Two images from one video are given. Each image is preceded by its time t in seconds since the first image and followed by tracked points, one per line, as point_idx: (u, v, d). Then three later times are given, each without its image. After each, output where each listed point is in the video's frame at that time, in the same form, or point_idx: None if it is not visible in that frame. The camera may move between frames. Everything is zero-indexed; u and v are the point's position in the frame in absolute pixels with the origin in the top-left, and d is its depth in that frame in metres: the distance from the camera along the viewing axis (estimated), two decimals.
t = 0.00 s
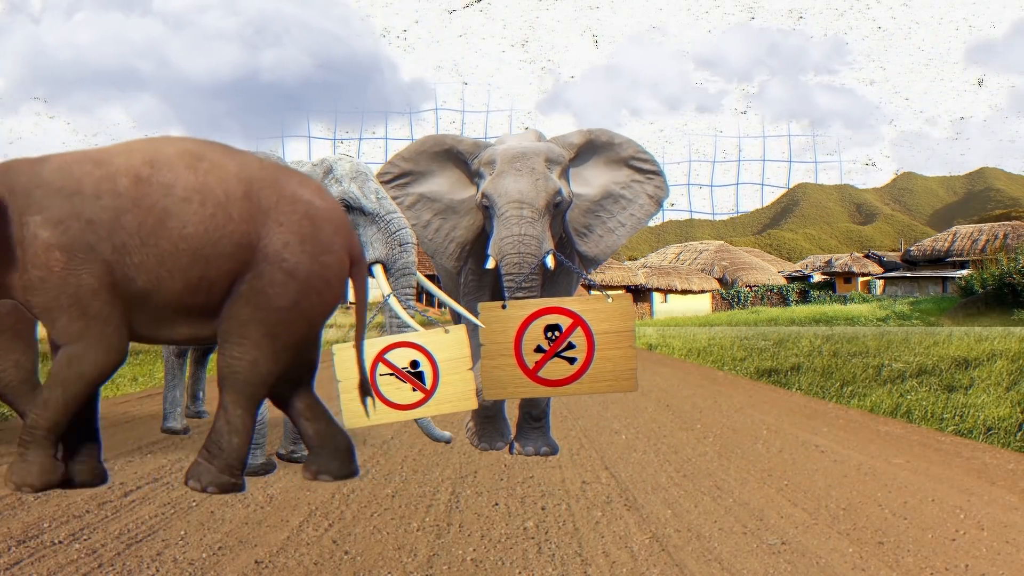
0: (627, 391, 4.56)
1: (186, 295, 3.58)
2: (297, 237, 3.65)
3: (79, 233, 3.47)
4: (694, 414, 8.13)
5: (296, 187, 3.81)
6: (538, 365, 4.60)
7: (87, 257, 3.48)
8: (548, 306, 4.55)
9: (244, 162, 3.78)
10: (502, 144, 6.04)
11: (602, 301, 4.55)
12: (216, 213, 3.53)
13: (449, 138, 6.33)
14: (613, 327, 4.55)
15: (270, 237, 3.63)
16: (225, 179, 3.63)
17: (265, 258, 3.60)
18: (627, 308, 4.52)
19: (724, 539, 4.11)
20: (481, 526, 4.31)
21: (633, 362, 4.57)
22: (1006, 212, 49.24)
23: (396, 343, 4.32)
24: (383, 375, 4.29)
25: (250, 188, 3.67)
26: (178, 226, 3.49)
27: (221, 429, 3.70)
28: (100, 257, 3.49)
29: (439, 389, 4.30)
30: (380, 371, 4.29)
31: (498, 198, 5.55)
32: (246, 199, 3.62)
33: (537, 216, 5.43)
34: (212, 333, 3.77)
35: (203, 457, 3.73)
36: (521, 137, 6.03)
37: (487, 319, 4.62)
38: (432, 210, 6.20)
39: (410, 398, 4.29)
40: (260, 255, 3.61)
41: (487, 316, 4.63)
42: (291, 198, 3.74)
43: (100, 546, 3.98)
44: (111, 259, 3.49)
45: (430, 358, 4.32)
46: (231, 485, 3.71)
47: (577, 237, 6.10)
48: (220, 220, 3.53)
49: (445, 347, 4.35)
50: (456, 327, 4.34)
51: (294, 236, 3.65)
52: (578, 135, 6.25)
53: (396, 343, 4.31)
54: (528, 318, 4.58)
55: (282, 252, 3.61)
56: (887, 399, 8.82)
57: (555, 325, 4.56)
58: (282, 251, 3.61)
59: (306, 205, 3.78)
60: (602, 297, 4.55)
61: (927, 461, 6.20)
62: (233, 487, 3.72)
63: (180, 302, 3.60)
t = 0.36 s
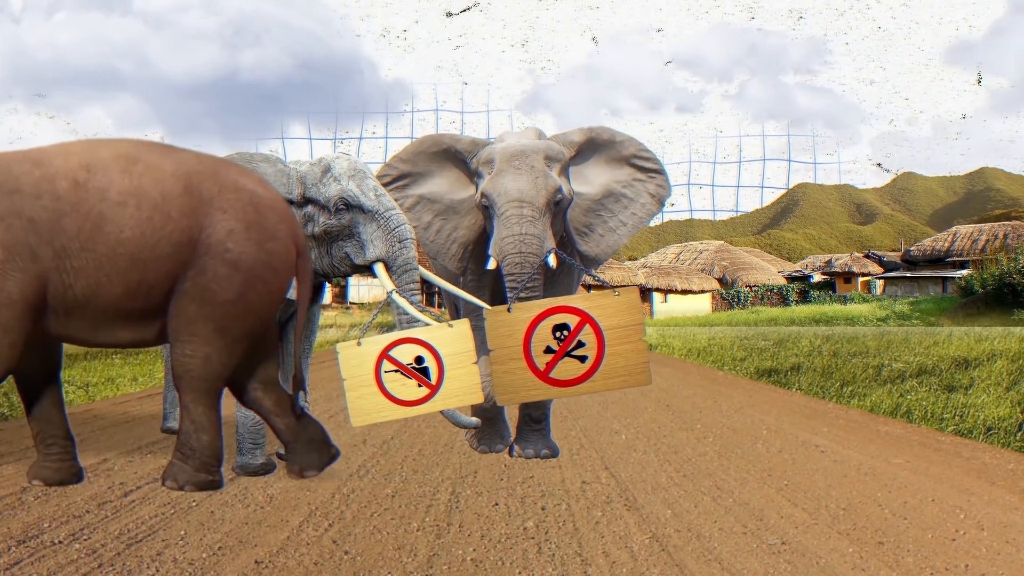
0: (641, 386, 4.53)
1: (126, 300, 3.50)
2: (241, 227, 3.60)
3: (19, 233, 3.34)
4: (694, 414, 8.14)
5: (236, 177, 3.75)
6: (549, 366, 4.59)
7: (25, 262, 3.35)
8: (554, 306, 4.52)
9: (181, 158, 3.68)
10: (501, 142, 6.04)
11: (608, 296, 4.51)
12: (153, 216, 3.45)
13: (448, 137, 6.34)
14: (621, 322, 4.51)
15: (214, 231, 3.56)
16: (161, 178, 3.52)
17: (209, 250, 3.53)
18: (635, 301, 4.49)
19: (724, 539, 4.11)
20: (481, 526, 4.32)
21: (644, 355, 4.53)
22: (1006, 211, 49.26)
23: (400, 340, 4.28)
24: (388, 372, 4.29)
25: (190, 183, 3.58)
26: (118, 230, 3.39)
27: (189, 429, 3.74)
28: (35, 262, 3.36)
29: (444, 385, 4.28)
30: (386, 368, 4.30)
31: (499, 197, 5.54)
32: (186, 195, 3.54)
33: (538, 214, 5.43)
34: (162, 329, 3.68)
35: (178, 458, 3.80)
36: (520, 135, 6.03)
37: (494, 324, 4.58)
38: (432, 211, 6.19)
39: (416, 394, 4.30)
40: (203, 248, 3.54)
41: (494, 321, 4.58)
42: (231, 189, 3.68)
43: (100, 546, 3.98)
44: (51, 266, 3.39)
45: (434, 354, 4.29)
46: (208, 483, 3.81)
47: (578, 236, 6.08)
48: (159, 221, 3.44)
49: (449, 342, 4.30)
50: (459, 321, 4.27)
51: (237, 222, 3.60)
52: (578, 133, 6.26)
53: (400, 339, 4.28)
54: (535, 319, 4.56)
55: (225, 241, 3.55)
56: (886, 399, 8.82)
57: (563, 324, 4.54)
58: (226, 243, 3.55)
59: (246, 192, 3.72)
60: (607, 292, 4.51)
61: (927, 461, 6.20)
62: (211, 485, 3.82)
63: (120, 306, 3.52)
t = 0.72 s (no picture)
0: (645, 383, 4.53)
1: (60, 294, 3.00)
2: (176, 217, 3.17)
3: None
4: (694, 414, 8.14)
5: (169, 166, 3.31)
6: (552, 365, 4.58)
7: None
8: (557, 305, 4.53)
9: (110, 147, 3.22)
10: (502, 142, 6.03)
11: (610, 294, 4.52)
12: (87, 206, 2.99)
13: (448, 137, 6.33)
14: (623, 320, 4.53)
15: (147, 223, 3.12)
16: (92, 170, 3.07)
17: (142, 248, 3.10)
18: (637, 300, 4.53)
19: (724, 539, 4.11)
20: (481, 526, 4.31)
21: (647, 352, 4.55)
22: (1006, 211, 49.25)
23: (405, 335, 4.28)
24: (393, 368, 4.29)
25: (120, 173, 3.14)
26: (48, 224, 2.93)
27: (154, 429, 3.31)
28: None
29: (449, 379, 4.25)
30: (390, 365, 4.30)
31: (499, 198, 5.54)
32: (118, 185, 3.10)
33: (539, 214, 5.44)
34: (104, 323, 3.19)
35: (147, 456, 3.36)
36: (520, 135, 6.02)
37: (497, 323, 4.55)
38: (432, 211, 6.18)
39: (421, 390, 4.28)
40: (134, 245, 3.10)
41: (496, 321, 4.54)
42: (164, 177, 3.24)
43: (100, 546, 3.98)
44: None
45: (439, 349, 4.27)
46: (180, 483, 3.38)
47: (579, 235, 6.08)
48: (92, 213, 2.99)
49: (452, 337, 4.27)
50: (462, 316, 4.25)
51: (171, 214, 3.17)
52: (578, 132, 6.26)
53: (405, 336, 4.28)
54: (538, 318, 4.55)
55: (157, 235, 3.12)
56: (886, 399, 8.82)
57: (565, 323, 4.54)
58: (161, 236, 3.12)
59: (181, 183, 3.29)
60: (609, 290, 4.52)
61: (927, 461, 6.20)
62: (184, 485, 3.38)
63: (56, 302, 3.02)
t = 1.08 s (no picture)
0: (644, 382, 4.55)
1: None
2: (115, 227, 3.52)
3: None
4: (695, 414, 8.13)
5: (109, 175, 3.68)
6: (552, 364, 4.57)
7: None
8: (557, 304, 4.53)
9: (53, 152, 3.56)
10: (502, 142, 6.03)
11: (611, 294, 4.53)
12: (26, 206, 3.32)
13: (447, 137, 6.32)
14: (623, 320, 4.53)
15: (86, 230, 3.46)
16: (34, 171, 3.40)
17: (79, 253, 3.43)
18: (638, 300, 4.54)
19: (724, 539, 4.11)
20: (481, 526, 4.31)
21: (647, 351, 4.56)
22: (1006, 211, 49.24)
23: (405, 335, 4.29)
24: (393, 368, 4.29)
25: (63, 177, 3.49)
26: None
27: (119, 438, 3.74)
28: None
29: (449, 379, 4.25)
30: (391, 365, 4.30)
31: (499, 198, 5.54)
32: (59, 189, 3.44)
33: (539, 214, 5.44)
34: (48, 327, 3.53)
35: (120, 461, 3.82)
36: (520, 135, 6.01)
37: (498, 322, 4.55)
38: (431, 210, 6.17)
39: (421, 390, 4.29)
40: (73, 251, 3.44)
41: (496, 319, 4.53)
42: (107, 186, 3.61)
43: (100, 546, 3.98)
44: None
45: (439, 349, 4.27)
46: (152, 485, 3.85)
47: (581, 234, 6.07)
48: (31, 212, 3.32)
49: (452, 337, 4.26)
50: (462, 316, 4.25)
51: (110, 222, 3.52)
52: (576, 132, 6.26)
53: (405, 336, 4.28)
54: (538, 317, 4.55)
55: (95, 243, 3.46)
56: (887, 399, 8.82)
57: (565, 322, 4.54)
58: (97, 243, 3.46)
59: (123, 193, 3.65)
60: (610, 290, 4.52)
61: (927, 461, 6.20)
62: (157, 486, 3.86)
63: None
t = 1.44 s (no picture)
0: (645, 382, 4.55)
1: None
2: (46, 239, 4.58)
3: None
4: (695, 414, 8.13)
5: (39, 192, 4.73)
6: (553, 363, 4.59)
7: None
8: (558, 303, 4.53)
9: None
10: (501, 142, 6.02)
11: (612, 293, 4.52)
12: None
13: (447, 137, 6.31)
14: (625, 319, 4.52)
15: (22, 242, 4.51)
16: None
17: (18, 263, 4.48)
18: (639, 300, 4.54)
19: (724, 539, 4.11)
20: (481, 526, 4.32)
21: (649, 351, 4.54)
22: (1006, 211, 49.24)
23: (402, 338, 4.29)
24: (390, 370, 4.29)
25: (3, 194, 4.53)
26: None
27: (85, 432, 4.78)
28: None
29: (446, 383, 4.26)
30: (387, 367, 4.30)
31: (499, 199, 5.54)
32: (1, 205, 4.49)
33: (539, 213, 5.44)
34: None
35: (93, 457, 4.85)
36: (520, 135, 6.01)
37: (499, 322, 4.56)
38: (430, 209, 6.17)
39: (418, 393, 4.30)
40: (15, 263, 4.48)
41: (496, 318, 4.57)
42: (40, 202, 4.67)
43: (100, 546, 3.98)
44: None
45: (436, 352, 4.27)
46: (124, 470, 4.93)
47: (583, 233, 6.07)
48: None
49: (450, 340, 4.27)
50: (460, 320, 4.25)
51: (43, 236, 4.58)
52: (576, 131, 6.25)
53: (403, 338, 4.28)
54: (539, 316, 4.56)
55: (32, 255, 4.52)
56: (886, 399, 8.82)
57: (567, 321, 4.55)
58: (32, 254, 4.52)
59: (50, 208, 4.71)
60: (612, 290, 4.51)
61: (927, 461, 6.20)
62: (126, 470, 4.93)
63: None
